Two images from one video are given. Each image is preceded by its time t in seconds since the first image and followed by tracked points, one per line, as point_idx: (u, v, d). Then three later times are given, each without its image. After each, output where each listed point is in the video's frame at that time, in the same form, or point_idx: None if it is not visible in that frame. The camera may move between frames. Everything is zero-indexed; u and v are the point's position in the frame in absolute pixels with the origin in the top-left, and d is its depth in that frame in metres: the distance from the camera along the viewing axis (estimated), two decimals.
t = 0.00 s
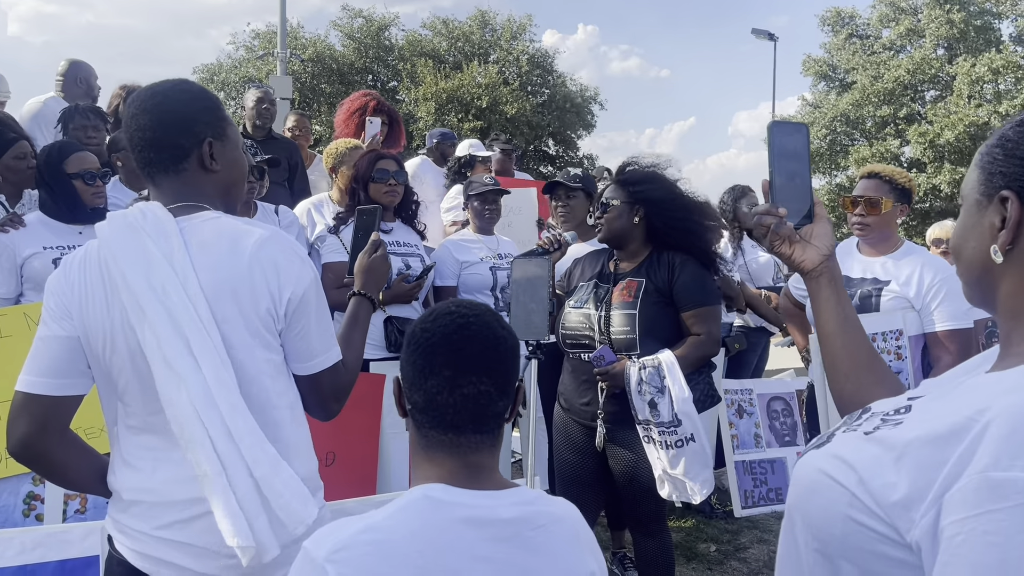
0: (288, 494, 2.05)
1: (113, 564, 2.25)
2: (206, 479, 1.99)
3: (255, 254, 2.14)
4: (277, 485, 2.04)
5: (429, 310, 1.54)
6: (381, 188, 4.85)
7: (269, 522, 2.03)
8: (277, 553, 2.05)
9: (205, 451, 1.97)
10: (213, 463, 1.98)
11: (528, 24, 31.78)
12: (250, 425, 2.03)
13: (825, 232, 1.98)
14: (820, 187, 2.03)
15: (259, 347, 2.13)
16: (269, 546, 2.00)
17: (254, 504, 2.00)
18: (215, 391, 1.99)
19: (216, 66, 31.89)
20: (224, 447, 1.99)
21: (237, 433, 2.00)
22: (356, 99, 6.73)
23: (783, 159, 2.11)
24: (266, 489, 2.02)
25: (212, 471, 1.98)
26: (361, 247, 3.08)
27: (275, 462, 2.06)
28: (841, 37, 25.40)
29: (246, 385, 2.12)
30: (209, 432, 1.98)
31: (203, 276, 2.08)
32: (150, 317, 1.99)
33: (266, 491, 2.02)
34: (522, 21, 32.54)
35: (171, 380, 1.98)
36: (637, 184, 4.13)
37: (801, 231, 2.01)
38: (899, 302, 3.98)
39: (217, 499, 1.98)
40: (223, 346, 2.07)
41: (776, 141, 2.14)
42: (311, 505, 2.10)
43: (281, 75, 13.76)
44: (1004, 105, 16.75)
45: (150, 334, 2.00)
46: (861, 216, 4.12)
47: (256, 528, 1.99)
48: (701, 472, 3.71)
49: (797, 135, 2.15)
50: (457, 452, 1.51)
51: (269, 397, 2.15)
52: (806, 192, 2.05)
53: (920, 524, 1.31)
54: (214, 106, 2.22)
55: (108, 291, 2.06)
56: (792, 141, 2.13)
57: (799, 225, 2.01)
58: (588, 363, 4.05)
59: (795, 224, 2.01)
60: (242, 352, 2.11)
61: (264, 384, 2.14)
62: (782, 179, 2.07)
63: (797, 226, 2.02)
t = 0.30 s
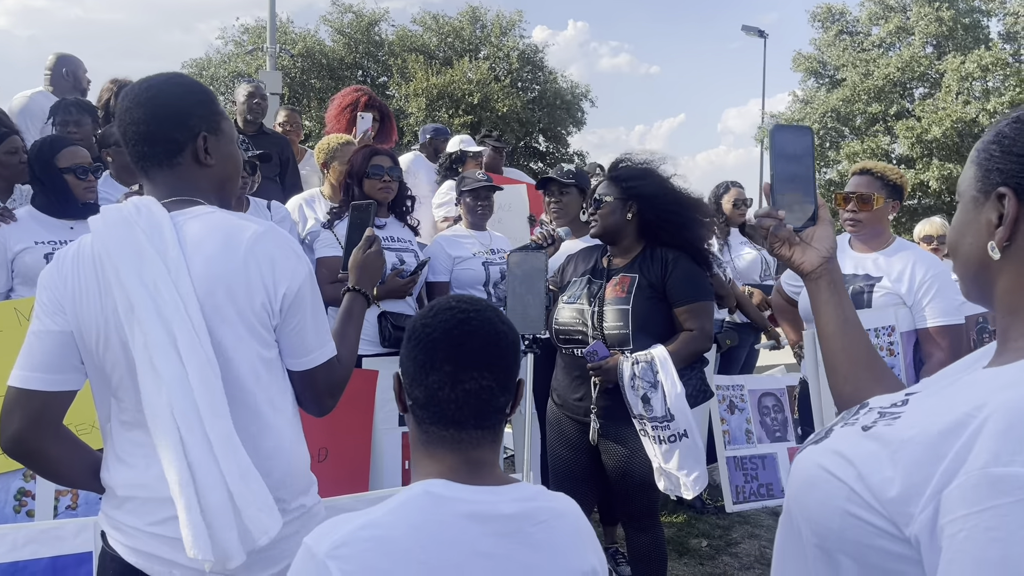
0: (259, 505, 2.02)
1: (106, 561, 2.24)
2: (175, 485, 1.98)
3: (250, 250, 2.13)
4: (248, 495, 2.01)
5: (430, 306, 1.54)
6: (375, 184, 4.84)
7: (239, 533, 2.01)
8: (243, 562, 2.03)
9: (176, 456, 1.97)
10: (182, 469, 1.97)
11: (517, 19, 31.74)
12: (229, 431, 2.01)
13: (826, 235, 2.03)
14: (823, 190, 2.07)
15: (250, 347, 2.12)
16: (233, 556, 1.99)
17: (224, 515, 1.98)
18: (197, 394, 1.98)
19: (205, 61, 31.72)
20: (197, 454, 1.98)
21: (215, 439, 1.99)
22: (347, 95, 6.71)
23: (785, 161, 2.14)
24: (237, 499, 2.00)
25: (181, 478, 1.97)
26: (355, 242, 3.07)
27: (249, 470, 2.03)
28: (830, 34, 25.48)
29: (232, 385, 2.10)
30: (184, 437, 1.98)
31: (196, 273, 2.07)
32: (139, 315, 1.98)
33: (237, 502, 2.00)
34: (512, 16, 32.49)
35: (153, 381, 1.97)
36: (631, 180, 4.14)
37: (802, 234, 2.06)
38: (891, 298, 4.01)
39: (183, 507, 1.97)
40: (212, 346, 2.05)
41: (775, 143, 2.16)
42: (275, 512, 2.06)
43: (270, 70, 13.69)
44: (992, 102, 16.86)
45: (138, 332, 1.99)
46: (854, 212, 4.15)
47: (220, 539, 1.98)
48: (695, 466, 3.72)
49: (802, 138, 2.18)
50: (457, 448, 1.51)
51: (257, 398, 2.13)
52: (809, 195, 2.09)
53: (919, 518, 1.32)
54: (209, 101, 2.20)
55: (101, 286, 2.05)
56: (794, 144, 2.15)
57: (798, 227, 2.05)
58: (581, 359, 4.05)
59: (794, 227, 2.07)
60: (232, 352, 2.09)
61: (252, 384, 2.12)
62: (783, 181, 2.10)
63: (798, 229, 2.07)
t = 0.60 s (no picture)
0: (278, 488, 2.04)
1: (105, 556, 2.22)
2: (197, 472, 1.97)
3: (249, 242, 2.12)
4: (266, 479, 2.02)
5: (434, 300, 1.53)
6: (373, 179, 4.82)
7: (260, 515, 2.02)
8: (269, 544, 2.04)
9: (195, 443, 1.95)
10: (201, 456, 1.96)
11: (511, 14, 31.67)
12: (241, 418, 2.01)
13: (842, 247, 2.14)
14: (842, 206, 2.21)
15: (252, 338, 2.11)
16: (260, 537, 1.99)
17: (246, 498, 1.98)
18: (207, 384, 1.97)
19: (197, 55, 31.56)
20: (214, 441, 1.97)
21: (229, 426, 1.98)
22: (342, 89, 6.69)
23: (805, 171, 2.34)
24: (257, 482, 2.01)
25: (201, 464, 1.96)
26: (353, 237, 3.07)
27: (264, 454, 2.04)
28: (823, 29, 25.50)
29: (236, 377, 2.09)
30: (199, 425, 1.96)
31: (197, 266, 2.06)
32: (141, 308, 1.97)
33: (257, 485, 2.01)
34: (506, 12, 32.42)
35: (161, 372, 1.96)
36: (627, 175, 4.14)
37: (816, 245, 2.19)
38: (888, 293, 4.00)
39: (209, 491, 1.96)
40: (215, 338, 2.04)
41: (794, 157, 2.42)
42: (297, 495, 2.09)
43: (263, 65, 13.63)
44: (984, 98, 16.90)
45: (141, 325, 1.97)
46: (850, 208, 4.13)
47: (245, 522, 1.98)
48: (692, 458, 3.72)
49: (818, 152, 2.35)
50: (463, 442, 1.51)
51: (259, 390, 2.12)
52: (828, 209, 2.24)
53: (924, 509, 1.32)
54: (207, 93, 2.19)
55: (99, 280, 2.03)
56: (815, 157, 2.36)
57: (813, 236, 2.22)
58: (578, 353, 4.05)
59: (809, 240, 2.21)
60: (235, 343, 2.08)
61: (258, 374, 2.12)
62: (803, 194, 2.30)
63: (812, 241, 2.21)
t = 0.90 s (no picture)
0: (271, 488, 2.03)
1: (104, 553, 2.22)
2: (189, 472, 1.96)
3: (248, 239, 2.11)
4: (261, 479, 2.01)
5: (436, 295, 1.53)
6: (372, 177, 4.81)
7: (253, 516, 2.02)
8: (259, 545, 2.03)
9: (189, 443, 1.95)
10: (195, 456, 1.95)
11: (507, 10, 31.62)
12: (237, 417, 2.00)
13: (867, 264, 2.23)
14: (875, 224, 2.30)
15: (250, 336, 2.10)
16: (250, 539, 1.99)
17: (238, 499, 1.98)
18: (203, 382, 1.97)
19: (191, 50, 31.46)
20: (208, 441, 1.96)
21: (224, 425, 1.98)
22: (339, 84, 6.67)
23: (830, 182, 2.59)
24: (249, 483, 2.00)
25: (194, 464, 1.95)
26: (353, 233, 3.06)
27: (260, 454, 2.03)
28: (819, 25, 25.49)
29: (234, 375, 2.08)
30: (193, 424, 1.95)
31: (195, 263, 2.05)
32: (139, 305, 1.96)
33: (250, 485, 1.99)
34: (502, 8, 32.36)
35: (158, 371, 1.95)
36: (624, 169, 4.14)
37: (845, 260, 2.28)
38: (887, 288, 4.00)
39: (200, 492, 1.95)
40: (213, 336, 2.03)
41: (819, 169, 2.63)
42: (287, 499, 2.07)
43: (259, 61, 13.58)
44: (980, 94, 16.90)
45: (139, 322, 1.96)
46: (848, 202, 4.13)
47: (235, 523, 1.98)
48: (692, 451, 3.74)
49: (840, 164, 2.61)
50: (465, 438, 1.51)
51: (258, 387, 2.11)
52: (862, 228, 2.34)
53: (926, 503, 1.32)
54: (206, 88, 2.18)
55: (97, 277, 2.03)
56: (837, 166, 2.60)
57: (842, 252, 2.35)
58: (576, 348, 4.05)
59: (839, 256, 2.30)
60: (233, 341, 2.07)
61: (255, 371, 2.11)
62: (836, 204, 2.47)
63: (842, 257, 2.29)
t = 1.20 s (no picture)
0: (267, 489, 2.01)
1: (100, 554, 2.20)
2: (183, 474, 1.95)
3: (245, 237, 2.08)
4: (256, 480, 1.99)
5: (433, 293, 1.51)
6: (370, 175, 4.80)
7: (247, 517, 2.00)
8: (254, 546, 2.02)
9: (183, 445, 1.93)
10: (189, 458, 1.94)
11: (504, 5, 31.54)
12: (233, 417, 1.98)
13: (883, 274, 2.26)
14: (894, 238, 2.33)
15: (246, 335, 2.08)
16: (244, 540, 1.98)
17: (232, 500, 1.96)
18: (198, 382, 1.95)
19: (188, 46, 31.36)
20: (202, 442, 1.94)
21: (219, 425, 1.96)
22: (339, 80, 6.65)
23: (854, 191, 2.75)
24: (244, 484, 1.98)
25: (188, 465, 1.94)
26: (351, 230, 3.05)
27: (256, 455, 2.01)
28: (816, 19, 25.43)
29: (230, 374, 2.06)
30: (188, 425, 1.94)
31: (191, 261, 2.03)
32: (134, 304, 1.94)
33: (245, 486, 1.98)
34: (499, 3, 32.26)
35: (152, 371, 1.93)
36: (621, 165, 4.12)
37: (863, 271, 2.28)
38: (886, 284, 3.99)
39: (192, 493, 1.94)
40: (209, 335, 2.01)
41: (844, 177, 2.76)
42: (287, 494, 2.05)
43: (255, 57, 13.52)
44: (976, 89, 16.87)
45: (134, 322, 1.94)
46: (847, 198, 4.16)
47: (229, 525, 1.96)
48: (692, 447, 3.73)
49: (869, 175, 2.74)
50: (463, 437, 1.49)
51: (255, 386, 2.09)
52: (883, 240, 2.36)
53: (928, 503, 1.30)
54: (201, 84, 2.15)
55: (92, 275, 2.01)
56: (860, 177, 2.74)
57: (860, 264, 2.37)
58: (575, 344, 4.03)
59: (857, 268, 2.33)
60: (230, 340, 2.05)
61: (251, 370, 2.09)
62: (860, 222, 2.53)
63: (860, 268, 2.30)
